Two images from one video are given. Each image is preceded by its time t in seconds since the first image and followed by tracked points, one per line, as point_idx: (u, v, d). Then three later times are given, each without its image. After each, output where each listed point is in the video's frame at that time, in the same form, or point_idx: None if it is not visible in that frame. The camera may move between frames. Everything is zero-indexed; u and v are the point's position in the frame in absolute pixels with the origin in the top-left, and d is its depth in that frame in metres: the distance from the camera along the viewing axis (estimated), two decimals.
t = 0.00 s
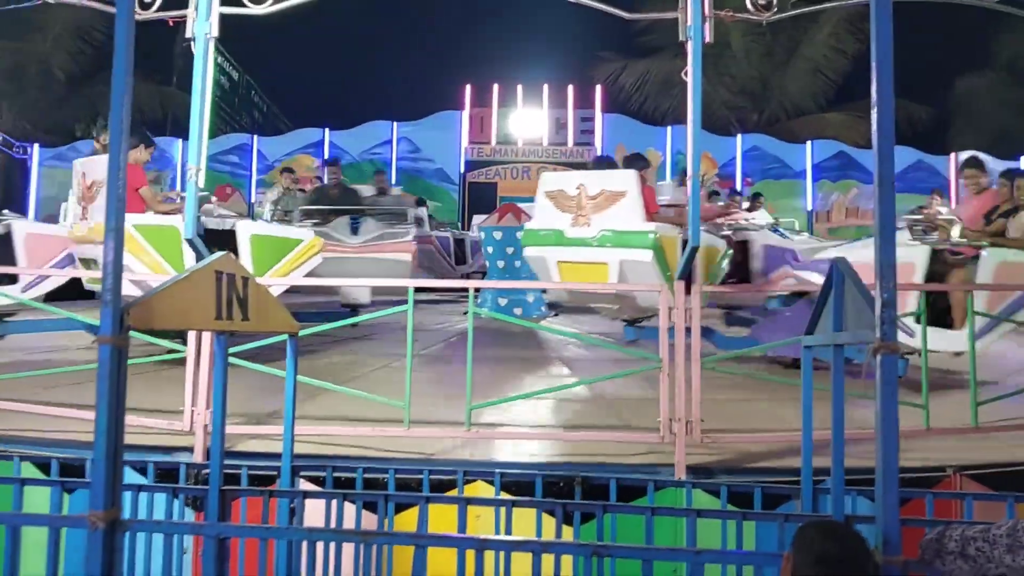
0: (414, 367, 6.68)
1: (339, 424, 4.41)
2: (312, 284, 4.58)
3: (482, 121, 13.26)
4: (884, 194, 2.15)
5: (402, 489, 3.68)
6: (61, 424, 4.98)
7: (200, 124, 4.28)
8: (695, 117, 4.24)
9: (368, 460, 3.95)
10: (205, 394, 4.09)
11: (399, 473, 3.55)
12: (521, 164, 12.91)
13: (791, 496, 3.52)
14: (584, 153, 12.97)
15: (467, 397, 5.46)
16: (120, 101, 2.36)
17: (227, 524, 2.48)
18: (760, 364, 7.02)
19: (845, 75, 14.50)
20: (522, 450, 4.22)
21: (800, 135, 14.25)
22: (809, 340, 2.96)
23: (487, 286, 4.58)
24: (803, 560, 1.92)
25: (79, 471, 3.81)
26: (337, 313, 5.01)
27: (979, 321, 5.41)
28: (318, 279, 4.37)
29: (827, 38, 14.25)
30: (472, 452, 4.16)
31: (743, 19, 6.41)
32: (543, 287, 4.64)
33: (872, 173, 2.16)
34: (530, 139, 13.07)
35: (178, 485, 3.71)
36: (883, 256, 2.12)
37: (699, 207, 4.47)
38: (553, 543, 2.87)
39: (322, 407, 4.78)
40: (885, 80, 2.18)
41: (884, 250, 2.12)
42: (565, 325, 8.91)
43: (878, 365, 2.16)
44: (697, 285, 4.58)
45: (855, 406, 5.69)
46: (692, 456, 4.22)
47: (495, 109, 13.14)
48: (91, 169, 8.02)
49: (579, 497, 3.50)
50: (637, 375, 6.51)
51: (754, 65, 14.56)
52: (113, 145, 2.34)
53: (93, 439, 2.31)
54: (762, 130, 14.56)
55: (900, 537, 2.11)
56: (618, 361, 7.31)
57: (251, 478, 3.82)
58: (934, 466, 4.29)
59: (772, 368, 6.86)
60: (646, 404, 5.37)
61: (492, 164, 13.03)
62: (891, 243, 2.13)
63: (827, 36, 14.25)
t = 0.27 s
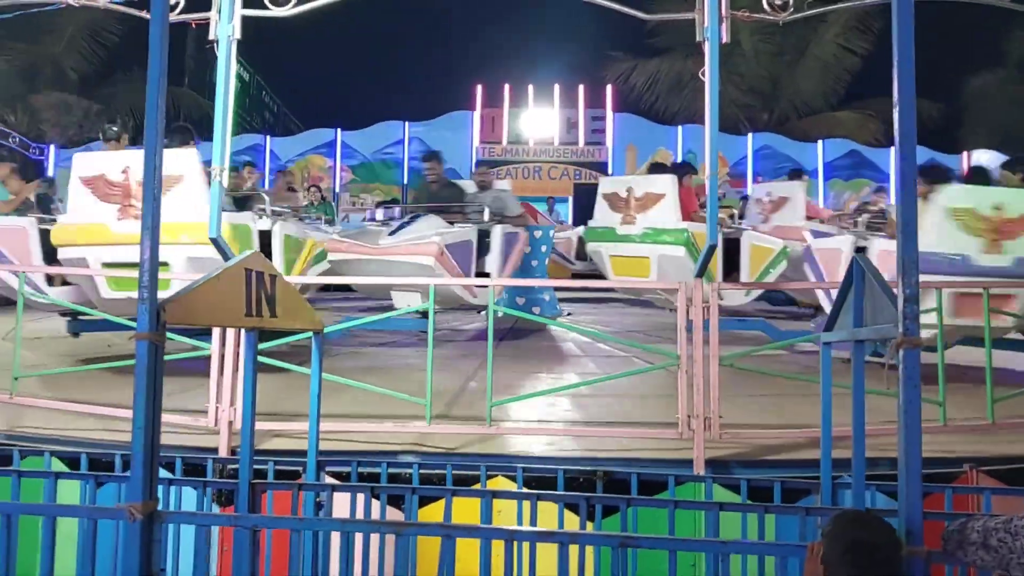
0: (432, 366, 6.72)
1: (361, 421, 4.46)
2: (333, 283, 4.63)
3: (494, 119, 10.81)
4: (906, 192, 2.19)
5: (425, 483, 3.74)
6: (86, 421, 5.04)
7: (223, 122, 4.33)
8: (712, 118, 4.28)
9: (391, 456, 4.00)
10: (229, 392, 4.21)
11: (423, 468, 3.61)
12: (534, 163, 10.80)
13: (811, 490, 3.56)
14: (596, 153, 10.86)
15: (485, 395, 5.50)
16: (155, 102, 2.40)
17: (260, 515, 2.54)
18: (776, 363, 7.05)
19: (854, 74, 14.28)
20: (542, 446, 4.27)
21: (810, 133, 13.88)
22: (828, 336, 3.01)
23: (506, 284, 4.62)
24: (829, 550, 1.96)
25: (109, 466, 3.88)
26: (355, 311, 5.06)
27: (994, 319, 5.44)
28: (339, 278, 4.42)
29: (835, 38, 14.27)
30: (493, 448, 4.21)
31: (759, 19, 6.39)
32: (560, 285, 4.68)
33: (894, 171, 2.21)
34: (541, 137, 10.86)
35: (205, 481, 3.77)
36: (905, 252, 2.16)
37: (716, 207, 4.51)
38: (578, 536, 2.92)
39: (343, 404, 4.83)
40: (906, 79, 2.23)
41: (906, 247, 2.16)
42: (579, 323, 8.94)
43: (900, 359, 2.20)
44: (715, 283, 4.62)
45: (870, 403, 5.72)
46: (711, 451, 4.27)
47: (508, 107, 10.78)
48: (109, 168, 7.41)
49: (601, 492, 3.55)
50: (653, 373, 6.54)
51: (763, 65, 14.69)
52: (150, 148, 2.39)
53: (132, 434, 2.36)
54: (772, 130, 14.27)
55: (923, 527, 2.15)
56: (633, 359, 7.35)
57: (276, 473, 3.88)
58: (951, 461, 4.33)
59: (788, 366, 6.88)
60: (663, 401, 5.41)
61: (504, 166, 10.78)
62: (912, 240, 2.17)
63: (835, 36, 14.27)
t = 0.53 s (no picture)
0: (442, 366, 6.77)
1: (377, 420, 4.51)
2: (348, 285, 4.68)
3: (499, 121, 10.99)
4: (924, 193, 2.24)
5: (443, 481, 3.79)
6: (105, 422, 5.09)
7: (242, 124, 4.39)
8: (724, 120, 4.34)
9: (409, 455, 4.06)
10: (248, 393, 4.32)
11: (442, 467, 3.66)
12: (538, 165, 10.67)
13: (824, 487, 3.61)
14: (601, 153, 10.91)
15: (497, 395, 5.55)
16: (188, 107, 2.45)
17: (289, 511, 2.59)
18: (784, 362, 7.09)
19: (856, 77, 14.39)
20: (557, 445, 4.31)
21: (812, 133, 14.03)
22: (843, 335, 3.06)
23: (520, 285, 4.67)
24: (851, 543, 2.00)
25: (132, 465, 3.93)
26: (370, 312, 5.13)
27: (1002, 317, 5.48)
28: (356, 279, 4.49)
29: (839, 38, 14.28)
30: (509, 446, 4.26)
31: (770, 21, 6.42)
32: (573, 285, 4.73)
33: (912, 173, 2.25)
34: (545, 139, 10.85)
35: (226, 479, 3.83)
36: (923, 253, 2.20)
37: (729, 208, 4.56)
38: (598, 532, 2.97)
39: (358, 404, 4.89)
40: (924, 84, 2.27)
41: (924, 248, 2.21)
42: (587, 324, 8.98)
43: (918, 357, 2.25)
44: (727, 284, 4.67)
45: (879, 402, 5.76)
46: (724, 449, 4.31)
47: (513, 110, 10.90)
48: (213, 169, 7.50)
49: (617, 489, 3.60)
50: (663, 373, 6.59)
51: (767, 64, 14.51)
52: (182, 152, 2.44)
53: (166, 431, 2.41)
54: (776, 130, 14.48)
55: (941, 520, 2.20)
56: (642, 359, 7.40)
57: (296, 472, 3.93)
58: (961, 458, 4.38)
59: (797, 365, 6.92)
60: (673, 401, 5.45)
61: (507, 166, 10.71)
62: (931, 241, 2.21)
63: (839, 36, 14.29)
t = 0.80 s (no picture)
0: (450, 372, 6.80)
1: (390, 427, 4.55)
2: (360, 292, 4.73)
3: (501, 124, 10.57)
4: (936, 206, 2.28)
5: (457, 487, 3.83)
6: (119, 429, 5.12)
7: (256, 132, 4.44)
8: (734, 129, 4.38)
9: (422, 461, 4.10)
10: (263, 400, 4.41)
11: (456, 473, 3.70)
12: (541, 167, 10.28)
13: (834, 491, 3.66)
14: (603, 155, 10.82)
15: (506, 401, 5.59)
16: (212, 120, 2.49)
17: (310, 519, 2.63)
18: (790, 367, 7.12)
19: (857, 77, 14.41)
20: (568, 451, 4.35)
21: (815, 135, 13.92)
22: (853, 342, 3.10)
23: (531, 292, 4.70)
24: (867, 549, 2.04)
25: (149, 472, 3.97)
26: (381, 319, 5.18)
27: (1007, 322, 5.52)
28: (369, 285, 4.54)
29: (841, 39, 14.31)
30: (521, 453, 4.30)
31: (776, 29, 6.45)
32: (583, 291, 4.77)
33: (924, 186, 2.29)
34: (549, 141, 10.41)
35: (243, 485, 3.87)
36: (936, 265, 2.24)
37: (738, 216, 4.60)
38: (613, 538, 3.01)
39: (369, 411, 4.92)
40: (936, 99, 2.32)
41: (936, 260, 2.25)
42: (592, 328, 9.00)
43: (930, 367, 2.29)
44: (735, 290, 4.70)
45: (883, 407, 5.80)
46: (733, 455, 4.36)
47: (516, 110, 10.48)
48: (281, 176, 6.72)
49: (629, 494, 3.64)
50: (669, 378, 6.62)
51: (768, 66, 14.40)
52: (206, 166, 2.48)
53: (190, 443, 2.45)
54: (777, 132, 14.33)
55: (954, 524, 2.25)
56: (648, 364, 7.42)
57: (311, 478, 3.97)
58: (968, 462, 4.42)
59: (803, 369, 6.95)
60: (681, 407, 5.49)
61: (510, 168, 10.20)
62: (943, 253, 2.25)
63: (840, 37, 14.34)
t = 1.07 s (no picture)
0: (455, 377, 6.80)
1: (398, 434, 4.57)
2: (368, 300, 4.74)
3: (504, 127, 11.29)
4: (945, 219, 2.29)
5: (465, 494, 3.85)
6: (127, 435, 5.14)
7: (264, 141, 4.45)
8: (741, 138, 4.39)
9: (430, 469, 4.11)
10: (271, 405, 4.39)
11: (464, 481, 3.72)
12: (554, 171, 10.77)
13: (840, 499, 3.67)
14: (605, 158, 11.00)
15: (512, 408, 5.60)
16: (225, 133, 2.52)
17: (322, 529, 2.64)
18: (794, 373, 7.12)
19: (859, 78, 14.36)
20: (575, 459, 4.37)
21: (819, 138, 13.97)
22: (860, 351, 3.11)
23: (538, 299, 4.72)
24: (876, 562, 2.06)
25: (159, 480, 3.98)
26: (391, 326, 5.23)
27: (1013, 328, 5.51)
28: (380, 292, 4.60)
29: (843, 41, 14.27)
30: (529, 460, 4.32)
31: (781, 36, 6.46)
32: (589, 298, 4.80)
33: (934, 199, 2.30)
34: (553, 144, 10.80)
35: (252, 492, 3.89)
36: (945, 278, 2.25)
37: (745, 224, 4.61)
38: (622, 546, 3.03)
39: (376, 418, 4.94)
40: (945, 112, 2.33)
41: (945, 273, 2.26)
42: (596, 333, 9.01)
43: (939, 380, 2.30)
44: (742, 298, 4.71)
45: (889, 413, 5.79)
46: (740, 462, 4.37)
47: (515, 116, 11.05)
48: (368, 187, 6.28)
49: (637, 502, 3.65)
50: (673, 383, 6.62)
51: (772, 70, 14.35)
52: (219, 177, 2.49)
53: (204, 453, 2.47)
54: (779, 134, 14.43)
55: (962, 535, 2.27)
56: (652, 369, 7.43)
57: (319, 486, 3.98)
58: (974, 469, 4.42)
59: (807, 374, 6.94)
60: (687, 413, 5.49)
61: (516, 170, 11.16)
62: (951, 266, 2.26)
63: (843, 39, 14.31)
